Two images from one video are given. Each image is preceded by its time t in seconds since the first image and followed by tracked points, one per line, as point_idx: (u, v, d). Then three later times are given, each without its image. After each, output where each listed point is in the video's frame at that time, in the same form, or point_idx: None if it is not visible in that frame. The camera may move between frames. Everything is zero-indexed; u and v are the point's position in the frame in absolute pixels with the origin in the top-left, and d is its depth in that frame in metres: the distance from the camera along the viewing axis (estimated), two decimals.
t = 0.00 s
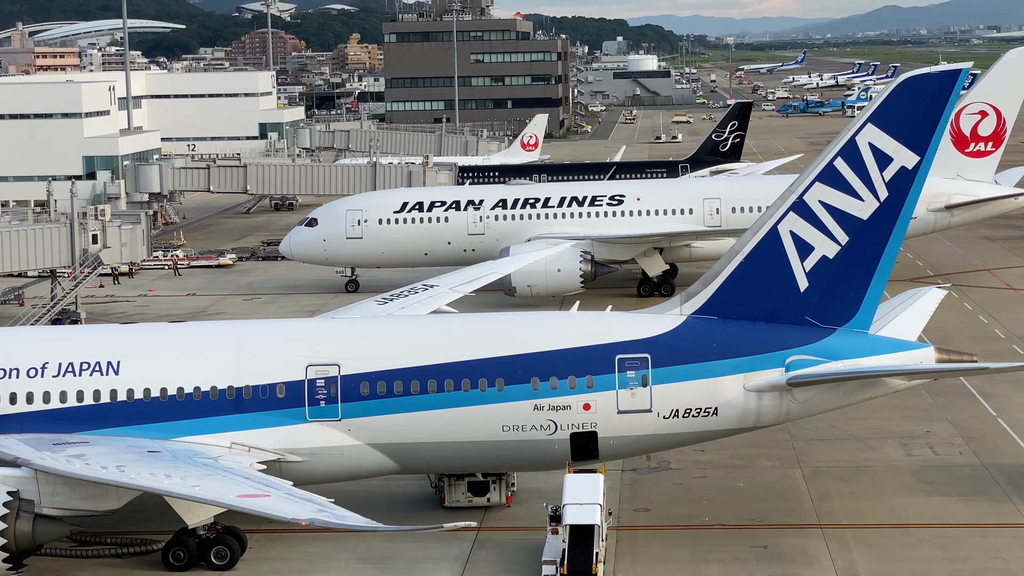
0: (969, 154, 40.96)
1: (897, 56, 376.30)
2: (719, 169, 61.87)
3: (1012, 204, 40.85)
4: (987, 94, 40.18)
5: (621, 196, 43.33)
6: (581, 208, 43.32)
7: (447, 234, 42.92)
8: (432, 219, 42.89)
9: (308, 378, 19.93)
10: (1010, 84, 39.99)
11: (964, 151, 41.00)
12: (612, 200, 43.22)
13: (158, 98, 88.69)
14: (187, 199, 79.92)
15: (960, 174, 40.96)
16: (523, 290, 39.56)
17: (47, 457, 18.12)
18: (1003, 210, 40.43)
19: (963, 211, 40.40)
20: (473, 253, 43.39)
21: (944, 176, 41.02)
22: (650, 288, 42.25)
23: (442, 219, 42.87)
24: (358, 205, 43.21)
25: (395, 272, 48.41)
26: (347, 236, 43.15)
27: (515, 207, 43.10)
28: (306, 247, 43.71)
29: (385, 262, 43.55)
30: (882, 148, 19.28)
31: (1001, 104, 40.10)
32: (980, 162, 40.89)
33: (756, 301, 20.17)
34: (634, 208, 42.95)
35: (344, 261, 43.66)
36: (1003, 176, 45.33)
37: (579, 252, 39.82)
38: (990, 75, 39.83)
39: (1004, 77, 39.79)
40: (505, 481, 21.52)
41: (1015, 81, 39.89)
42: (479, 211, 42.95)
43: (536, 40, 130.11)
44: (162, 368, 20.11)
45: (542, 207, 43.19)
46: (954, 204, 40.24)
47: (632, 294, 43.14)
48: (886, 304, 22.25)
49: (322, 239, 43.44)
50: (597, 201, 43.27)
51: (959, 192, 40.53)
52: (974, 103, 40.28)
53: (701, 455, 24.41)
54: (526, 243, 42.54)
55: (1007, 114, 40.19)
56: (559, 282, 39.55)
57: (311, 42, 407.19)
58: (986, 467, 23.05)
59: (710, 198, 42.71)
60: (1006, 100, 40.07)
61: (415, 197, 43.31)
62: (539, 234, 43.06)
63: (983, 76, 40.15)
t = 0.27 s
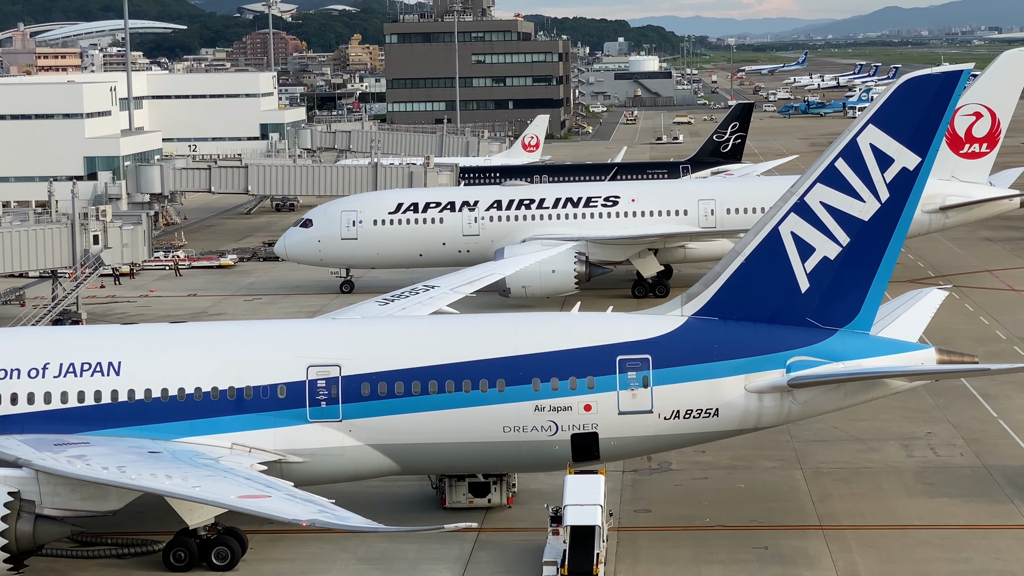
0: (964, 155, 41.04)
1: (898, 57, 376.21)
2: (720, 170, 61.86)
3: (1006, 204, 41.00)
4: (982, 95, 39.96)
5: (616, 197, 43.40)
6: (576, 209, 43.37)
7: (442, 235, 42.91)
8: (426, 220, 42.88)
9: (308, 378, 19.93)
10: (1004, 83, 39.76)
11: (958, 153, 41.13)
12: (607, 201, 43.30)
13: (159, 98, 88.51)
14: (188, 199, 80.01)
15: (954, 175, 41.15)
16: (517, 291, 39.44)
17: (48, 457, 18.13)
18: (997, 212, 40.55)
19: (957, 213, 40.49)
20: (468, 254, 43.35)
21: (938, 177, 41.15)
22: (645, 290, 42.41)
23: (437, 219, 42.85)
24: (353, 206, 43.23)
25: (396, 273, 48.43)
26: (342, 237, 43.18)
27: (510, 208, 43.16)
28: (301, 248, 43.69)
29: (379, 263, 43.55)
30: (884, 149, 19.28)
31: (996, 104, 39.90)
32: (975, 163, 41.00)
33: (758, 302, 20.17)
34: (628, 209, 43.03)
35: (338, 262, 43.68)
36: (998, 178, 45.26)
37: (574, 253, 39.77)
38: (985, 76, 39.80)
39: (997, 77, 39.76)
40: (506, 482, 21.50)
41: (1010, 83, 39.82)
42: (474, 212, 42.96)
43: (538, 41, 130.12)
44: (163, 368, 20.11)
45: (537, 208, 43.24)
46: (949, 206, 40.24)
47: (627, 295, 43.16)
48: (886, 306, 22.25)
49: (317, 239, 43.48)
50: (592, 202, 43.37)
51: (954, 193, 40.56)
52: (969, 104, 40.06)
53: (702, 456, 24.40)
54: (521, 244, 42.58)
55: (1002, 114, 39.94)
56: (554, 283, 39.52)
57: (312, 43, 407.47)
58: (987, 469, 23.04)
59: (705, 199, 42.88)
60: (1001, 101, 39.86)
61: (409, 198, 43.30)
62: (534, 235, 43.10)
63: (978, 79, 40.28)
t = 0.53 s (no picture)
0: (958, 156, 41.20)
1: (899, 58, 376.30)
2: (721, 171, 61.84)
3: (1001, 205, 41.01)
4: (976, 97, 40.22)
5: (611, 198, 43.48)
6: (570, 209, 43.36)
7: (438, 236, 42.92)
8: (421, 220, 42.89)
9: (309, 379, 19.94)
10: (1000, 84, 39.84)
11: (953, 153, 41.25)
12: (601, 202, 43.37)
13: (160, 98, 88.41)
14: (190, 200, 80.04)
15: (949, 176, 41.08)
16: (512, 291, 39.34)
17: (49, 457, 18.14)
18: (992, 213, 40.60)
19: (952, 214, 40.46)
20: (462, 255, 43.33)
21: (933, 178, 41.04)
22: (639, 291, 42.24)
23: (432, 220, 42.87)
24: (348, 206, 43.23)
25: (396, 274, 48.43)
26: (337, 237, 43.17)
27: (505, 208, 43.18)
28: (296, 248, 43.63)
29: (375, 263, 43.56)
30: (885, 150, 19.27)
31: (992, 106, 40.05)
32: (969, 165, 41.14)
33: (759, 302, 20.17)
34: (623, 210, 43.08)
35: (333, 262, 43.68)
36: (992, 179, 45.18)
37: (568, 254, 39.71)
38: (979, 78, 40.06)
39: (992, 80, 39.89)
40: (508, 482, 21.50)
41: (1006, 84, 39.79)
42: (469, 213, 42.94)
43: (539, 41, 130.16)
44: (164, 369, 20.11)
45: (532, 208, 43.26)
46: (944, 207, 40.18)
47: (622, 296, 43.10)
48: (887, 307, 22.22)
49: (312, 239, 43.41)
50: (587, 203, 43.43)
51: (948, 194, 40.52)
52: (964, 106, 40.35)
53: (703, 457, 24.40)
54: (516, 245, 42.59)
55: (998, 117, 40.15)
56: (548, 284, 39.43)
57: (313, 43, 407.76)
58: (988, 469, 23.03)
59: (699, 200, 42.94)
60: (996, 103, 39.99)
61: (404, 199, 43.28)
62: (530, 236, 43.13)
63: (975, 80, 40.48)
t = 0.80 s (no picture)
0: (953, 156, 41.29)
1: (900, 58, 376.15)
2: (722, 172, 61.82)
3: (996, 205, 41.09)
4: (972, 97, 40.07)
5: (606, 198, 43.46)
6: (566, 209, 43.35)
7: (432, 236, 42.93)
8: (417, 221, 42.89)
9: (310, 378, 19.94)
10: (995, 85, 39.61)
11: (948, 154, 41.31)
12: (596, 202, 43.33)
13: (161, 98, 88.53)
14: (191, 199, 80.05)
15: (943, 176, 41.31)
16: (507, 292, 39.43)
17: (51, 457, 18.14)
18: (987, 213, 40.75)
19: (947, 214, 40.65)
20: (458, 255, 43.36)
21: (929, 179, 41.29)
22: (634, 290, 42.05)
23: (427, 220, 42.87)
24: (344, 206, 43.17)
25: (397, 274, 48.43)
26: (332, 237, 43.10)
27: (500, 209, 43.17)
28: (291, 248, 43.59)
29: (370, 263, 43.56)
30: (886, 150, 19.27)
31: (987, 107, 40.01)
32: (964, 165, 41.23)
33: (760, 302, 20.17)
34: (618, 210, 43.08)
35: (328, 262, 43.66)
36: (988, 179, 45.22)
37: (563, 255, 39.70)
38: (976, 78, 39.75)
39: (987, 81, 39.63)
40: (509, 482, 21.51)
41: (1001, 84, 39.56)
42: (464, 213, 42.95)
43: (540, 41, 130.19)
44: (165, 369, 20.12)
45: (527, 208, 43.24)
46: (939, 207, 40.31)
47: (616, 296, 43.07)
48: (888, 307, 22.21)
49: (307, 239, 43.37)
50: (582, 203, 43.37)
51: (944, 195, 40.65)
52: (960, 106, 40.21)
53: (704, 457, 24.40)
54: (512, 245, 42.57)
55: (992, 117, 40.10)
56: (543, 285, 39.47)
57: (314, 43, 407.93)
58: (989, 470, 23.02)
59: (695, 200, 43.02)
60: (991, 102, 39.92)
61: (399, 199, 43.29)
62: (525, 236, 43.12)
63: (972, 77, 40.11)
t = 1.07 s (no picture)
0: (948, 156, 41.44)
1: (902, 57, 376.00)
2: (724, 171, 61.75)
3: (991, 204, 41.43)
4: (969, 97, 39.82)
5: (601, 197, 43.47)
6: (561, 209, 43.37)
7: (428, 236, 42.92)
8: (412, 220, 42.88)
9: (312, 378, 19.95)
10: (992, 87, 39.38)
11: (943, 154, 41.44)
12: (592, 202, 43.36)
13: (162, 98, 88.72)
14: (192, 199, 80.06)
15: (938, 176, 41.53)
16: (502, 292, 39.47)
17: (52, 456, 18.15)
18: (982, 213, 40.93)
19: (942, 214, 40.67)
20: (453, 254, 43.35)
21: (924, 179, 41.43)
22: (629, 290, 42.25)
23: (422, 220, 42.86)
24: (339, 206, 43.23)
25: (398, 273, 48.43)
26: (328, 237, 43.19)
27: (495, 208, 43.17)
28: (287, 248, 43.66)
29: (365, 263, 43.58)
30: (888, 149, 19.26)
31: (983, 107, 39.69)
32: (959, 164, 41.42)
33: (761, 302, 20.17)
34: (614, 210, 43.08)
35: (323, 262, 43.71)
36: (983, 178, 45.25)
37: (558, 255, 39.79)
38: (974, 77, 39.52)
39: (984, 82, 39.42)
40: (510, 482, 21.52)
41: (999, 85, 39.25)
42: (459, 212, 42.94)
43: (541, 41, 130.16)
44: (167, 368, 20.12)
45: (523, 208, 43.24)
46: (934, 207, 40.30)
47: (613, 296, 43.18)
48: (889, 307, 22.18)
49: (303, 239, 43.45)
50: (577, 203, 43.40)
51: (939, 195, 40.67)
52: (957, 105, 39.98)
53: (705, 457, 24.40)
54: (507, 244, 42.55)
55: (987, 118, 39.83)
56: (538, 284, 39.51)
57: (316, 43, 407.93)
58: (990, 469, 23.02)
59: (690, 200, 42.96)
60: (987, 103, 39.57)
61: (395, 199, 43.28)
62: (520, 236, 43.10)
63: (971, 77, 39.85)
